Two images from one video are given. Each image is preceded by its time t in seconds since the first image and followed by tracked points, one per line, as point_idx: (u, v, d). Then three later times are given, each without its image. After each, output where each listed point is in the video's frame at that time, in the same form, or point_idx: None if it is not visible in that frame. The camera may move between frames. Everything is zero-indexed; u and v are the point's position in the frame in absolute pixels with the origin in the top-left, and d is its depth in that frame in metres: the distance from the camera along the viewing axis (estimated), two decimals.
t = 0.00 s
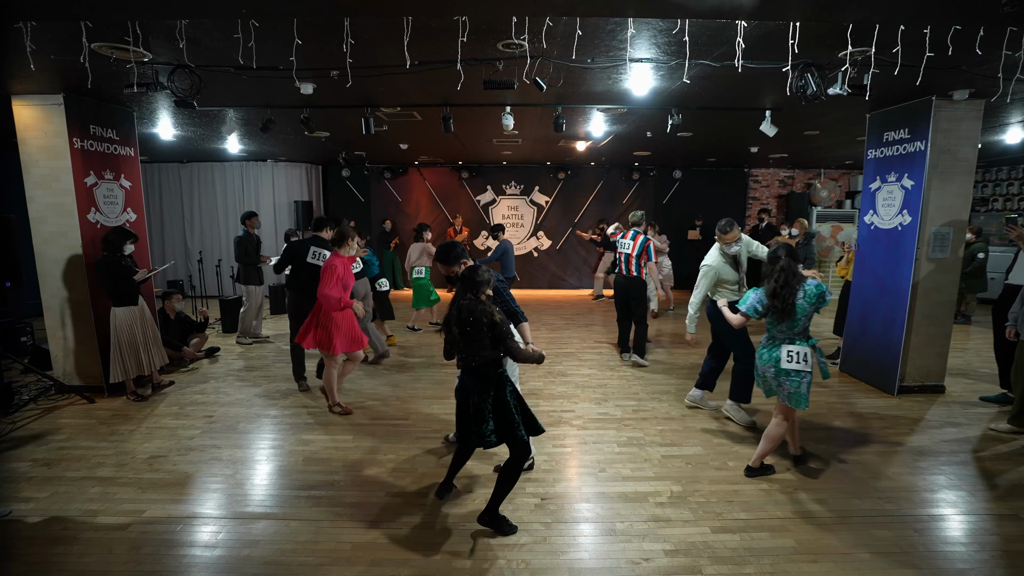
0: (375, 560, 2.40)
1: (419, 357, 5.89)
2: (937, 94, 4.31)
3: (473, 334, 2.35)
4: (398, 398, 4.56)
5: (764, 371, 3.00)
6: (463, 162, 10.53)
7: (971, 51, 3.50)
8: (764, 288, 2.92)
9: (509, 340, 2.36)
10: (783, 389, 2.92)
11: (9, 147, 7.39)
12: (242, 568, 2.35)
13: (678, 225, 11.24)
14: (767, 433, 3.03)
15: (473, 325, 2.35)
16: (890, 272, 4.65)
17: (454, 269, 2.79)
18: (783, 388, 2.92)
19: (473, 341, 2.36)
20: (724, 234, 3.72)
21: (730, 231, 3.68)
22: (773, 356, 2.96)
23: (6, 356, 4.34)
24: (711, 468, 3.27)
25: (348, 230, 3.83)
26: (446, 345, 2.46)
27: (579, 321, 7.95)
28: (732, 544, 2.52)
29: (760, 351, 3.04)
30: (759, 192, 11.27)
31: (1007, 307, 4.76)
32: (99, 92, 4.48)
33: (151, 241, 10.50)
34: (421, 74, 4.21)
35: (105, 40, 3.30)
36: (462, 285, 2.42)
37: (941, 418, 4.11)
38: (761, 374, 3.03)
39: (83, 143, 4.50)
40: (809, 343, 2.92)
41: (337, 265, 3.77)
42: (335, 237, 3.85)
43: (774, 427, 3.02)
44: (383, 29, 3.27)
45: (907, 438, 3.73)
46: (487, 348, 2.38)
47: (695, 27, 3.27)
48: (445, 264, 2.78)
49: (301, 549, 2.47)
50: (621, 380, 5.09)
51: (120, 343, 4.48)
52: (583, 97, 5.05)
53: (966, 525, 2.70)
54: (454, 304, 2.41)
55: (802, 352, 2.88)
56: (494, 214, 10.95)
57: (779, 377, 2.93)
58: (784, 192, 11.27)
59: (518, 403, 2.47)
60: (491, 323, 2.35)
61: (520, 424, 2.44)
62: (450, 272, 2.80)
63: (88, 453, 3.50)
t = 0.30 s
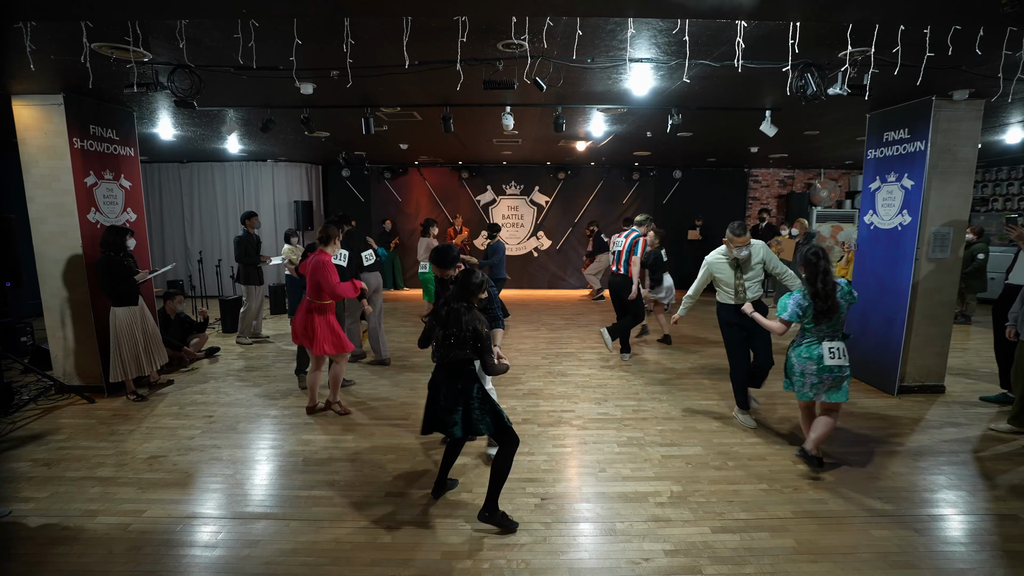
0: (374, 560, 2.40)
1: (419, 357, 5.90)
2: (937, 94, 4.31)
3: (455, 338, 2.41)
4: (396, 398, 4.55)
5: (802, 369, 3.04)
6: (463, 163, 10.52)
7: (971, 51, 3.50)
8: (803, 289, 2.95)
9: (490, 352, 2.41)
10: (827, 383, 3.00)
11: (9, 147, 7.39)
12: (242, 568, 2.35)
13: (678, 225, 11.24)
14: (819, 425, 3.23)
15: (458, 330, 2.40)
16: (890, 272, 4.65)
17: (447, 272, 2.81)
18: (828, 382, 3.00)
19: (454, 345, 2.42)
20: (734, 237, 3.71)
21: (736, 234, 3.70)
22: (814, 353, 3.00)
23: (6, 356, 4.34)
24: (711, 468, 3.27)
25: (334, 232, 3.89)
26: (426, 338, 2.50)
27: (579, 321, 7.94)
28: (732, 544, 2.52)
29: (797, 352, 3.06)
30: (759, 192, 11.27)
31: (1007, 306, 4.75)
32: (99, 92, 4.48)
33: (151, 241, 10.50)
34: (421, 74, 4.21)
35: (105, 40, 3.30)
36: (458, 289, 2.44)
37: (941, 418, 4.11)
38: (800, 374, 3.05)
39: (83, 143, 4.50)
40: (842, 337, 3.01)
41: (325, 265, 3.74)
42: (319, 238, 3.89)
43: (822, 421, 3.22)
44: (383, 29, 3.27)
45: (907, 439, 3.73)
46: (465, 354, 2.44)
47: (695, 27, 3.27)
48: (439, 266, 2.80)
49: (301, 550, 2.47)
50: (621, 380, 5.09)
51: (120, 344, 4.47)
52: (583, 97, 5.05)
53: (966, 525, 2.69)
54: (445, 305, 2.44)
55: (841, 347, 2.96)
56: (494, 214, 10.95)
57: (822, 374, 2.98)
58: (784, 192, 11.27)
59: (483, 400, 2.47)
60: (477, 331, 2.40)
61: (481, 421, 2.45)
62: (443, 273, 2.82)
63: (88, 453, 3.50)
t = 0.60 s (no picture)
0: (374, 560, 2.40)
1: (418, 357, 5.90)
2: (937, 94, 4.32)
3: (456, 336, 2.43)
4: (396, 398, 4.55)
5: (843, 368, 3.03)
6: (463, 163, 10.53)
7: (971, 51, 3.50)
8: (836, 288, 2.97)
9: (486, 353, 2.44)
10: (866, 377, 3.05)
11: (9, 147, 7.40)
12: (242, 568, 2.35)
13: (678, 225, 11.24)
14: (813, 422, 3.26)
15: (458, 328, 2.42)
16: (889, 271, 4.65)
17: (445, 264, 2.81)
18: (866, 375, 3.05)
19: (454, 342, 2.44)
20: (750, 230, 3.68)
21: (750, 230, 3.67)
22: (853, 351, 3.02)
23: (7, 356, 4.34)
24: (711, 468, 3.27)
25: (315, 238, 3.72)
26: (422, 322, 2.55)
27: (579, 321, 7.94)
28: (732, 544, 2.52)
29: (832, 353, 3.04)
30: (759, 192, 11.27)
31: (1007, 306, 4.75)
32: (100, 92, 4.49)
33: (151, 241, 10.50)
34: (421, 74, 4.21)
35: (105, 40, 3.30)
36: (465, 289, 2.42)
37: (941, 418, 4.11)
38: (842, 375, 3.04)
39: (83, 143, 4.50)
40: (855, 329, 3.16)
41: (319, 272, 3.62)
42: (302, 242, 3.70)
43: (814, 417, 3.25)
44: (383, 29, 3.27)
45: (907, 439, 3.73)
46: (464, 351, 2.46)
47: (695, 27, 3.27)
48: (436, 258, 2.80)
49: (301, 550, 2.47)
50: (621, 380, 5.09)
51: (123, 342, 4.49)
52: (583, 98, 5.05)
53: (965, 525, 2.70)
54: (446, 301, 2.45)
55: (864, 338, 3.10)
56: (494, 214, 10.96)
57: (864, 369, 3.02)
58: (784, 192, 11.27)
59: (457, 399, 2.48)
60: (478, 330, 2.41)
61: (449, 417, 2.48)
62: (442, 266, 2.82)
63: (88, 453, 3.50)
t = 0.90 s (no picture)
0: (375, 560, 2.40)
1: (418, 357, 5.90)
2: (937, 94, 4.32)
3: (457, 339, 2.43)
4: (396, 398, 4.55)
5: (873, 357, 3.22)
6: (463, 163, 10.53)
7: (971, 51, 3.50)
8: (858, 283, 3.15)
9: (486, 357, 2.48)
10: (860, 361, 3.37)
11: (9, 147, 7.39)
12: (242, 568, 2.35)
13: (678, 225, 11.24)
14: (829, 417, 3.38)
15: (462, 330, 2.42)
16: (889, 271, 4.65)
17: (451, 252, 2.84)
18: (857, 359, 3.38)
19: (455, 345, 2.45)
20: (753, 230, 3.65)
21: (756, 230, 3.62)
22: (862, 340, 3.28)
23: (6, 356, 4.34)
24: (711, 468, 3.27)
25: (301, 232, 3.75)
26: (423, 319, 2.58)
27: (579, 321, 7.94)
28: (732, 544, 2.52)
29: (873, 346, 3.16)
30: (759, 192, 11.27)
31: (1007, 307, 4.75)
32: (100, 92, 4.49)
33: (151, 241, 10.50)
34: (421, 74, 4.21)
35: (105, 40, 3.30)
36: (470, 295, 2.41)
37: (941, 418, 4.11)
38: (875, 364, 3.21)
39: (83, 143, 4.50)
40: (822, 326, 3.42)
41: (302, 265, 3.63)
42: (287, 237, 3.71)
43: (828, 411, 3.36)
44: (383, 29, 3.26)
45: (907, 439, 3.73)
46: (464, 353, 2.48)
47: (695, 27, 3.27)
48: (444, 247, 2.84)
49: (300, 550, 2.47)
50: (621, 380, 5.09)
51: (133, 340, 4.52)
52: (583, 98, 5.05)
53: (965, 525, 2.70)
54: (451, 303, 2.45)
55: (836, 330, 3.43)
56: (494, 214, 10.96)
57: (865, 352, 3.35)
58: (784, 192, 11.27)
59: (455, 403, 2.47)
60: (481, 334, 2.43)
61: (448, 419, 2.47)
62: (447, 255, 2.85)
63: (88, 453, 3.50)
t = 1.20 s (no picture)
0: (375, 560, 2.40)
1: (417, 357, 5.90)
2: (937, 94, 4.32)
3: (462, 344, 2.35)
4: (395, 398, 4.55)
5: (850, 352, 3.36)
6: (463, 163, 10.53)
7: (971, 51, 3.50)
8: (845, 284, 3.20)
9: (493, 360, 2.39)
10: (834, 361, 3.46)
11: (9, 147, 7.39)
12: (242, 568, 2.35)
13: (678, 225, 11.24)
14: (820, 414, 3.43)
15: (468, 334, 2.33)
16: (889, 272, 4.65)
17: (464, 244, 2.80)
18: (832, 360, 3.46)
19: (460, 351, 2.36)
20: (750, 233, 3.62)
21: (754, 234, 3.59)
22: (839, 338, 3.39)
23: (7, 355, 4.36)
24: (711, 468, 3.27)
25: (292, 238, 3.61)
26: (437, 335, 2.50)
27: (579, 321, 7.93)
28: (732, 544, 2.52)
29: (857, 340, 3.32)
30: (759, 192, 11.27)
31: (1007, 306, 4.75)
32: (100, 92, 4.49)
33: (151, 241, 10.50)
34: (421, 74, 4.21)
35: (105, 40, 3.30)
36: (471, 296, 2.36)
37: (941, 418, 4.10)
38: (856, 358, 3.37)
39: (83, 143, 4.50)
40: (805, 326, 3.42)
41: (287, 271, 3.54)
42: (277, 244, 3.58)
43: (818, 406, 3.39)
44: (383, 29, 3.26)
45: (907, 439, 3.73)
46: (471, 361, 2.38)
47: (695, 27, 3.27)
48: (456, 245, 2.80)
49: (300, 550, 2.47)
50: (621, 380, 5.09)
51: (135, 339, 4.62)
52: (584, 98, 5.05)
53: (965, 525, 2.70)
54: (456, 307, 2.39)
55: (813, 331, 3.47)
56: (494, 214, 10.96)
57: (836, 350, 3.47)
58: (784, 192, 11.27)
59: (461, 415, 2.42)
60: (486, 336, 2.34)
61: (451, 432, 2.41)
62: (461, 247, 2.81)
63: (88, 453, 3.50)
